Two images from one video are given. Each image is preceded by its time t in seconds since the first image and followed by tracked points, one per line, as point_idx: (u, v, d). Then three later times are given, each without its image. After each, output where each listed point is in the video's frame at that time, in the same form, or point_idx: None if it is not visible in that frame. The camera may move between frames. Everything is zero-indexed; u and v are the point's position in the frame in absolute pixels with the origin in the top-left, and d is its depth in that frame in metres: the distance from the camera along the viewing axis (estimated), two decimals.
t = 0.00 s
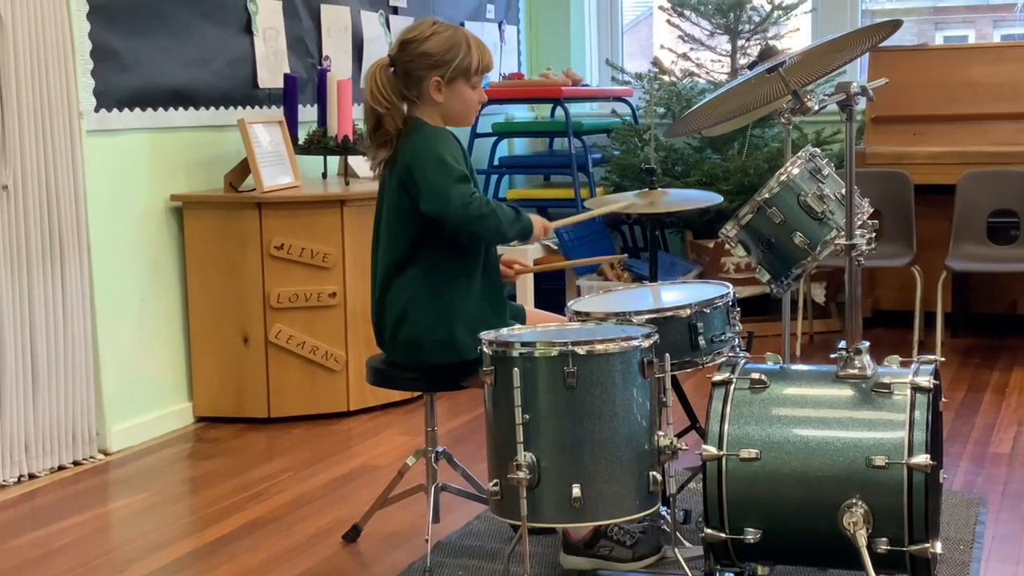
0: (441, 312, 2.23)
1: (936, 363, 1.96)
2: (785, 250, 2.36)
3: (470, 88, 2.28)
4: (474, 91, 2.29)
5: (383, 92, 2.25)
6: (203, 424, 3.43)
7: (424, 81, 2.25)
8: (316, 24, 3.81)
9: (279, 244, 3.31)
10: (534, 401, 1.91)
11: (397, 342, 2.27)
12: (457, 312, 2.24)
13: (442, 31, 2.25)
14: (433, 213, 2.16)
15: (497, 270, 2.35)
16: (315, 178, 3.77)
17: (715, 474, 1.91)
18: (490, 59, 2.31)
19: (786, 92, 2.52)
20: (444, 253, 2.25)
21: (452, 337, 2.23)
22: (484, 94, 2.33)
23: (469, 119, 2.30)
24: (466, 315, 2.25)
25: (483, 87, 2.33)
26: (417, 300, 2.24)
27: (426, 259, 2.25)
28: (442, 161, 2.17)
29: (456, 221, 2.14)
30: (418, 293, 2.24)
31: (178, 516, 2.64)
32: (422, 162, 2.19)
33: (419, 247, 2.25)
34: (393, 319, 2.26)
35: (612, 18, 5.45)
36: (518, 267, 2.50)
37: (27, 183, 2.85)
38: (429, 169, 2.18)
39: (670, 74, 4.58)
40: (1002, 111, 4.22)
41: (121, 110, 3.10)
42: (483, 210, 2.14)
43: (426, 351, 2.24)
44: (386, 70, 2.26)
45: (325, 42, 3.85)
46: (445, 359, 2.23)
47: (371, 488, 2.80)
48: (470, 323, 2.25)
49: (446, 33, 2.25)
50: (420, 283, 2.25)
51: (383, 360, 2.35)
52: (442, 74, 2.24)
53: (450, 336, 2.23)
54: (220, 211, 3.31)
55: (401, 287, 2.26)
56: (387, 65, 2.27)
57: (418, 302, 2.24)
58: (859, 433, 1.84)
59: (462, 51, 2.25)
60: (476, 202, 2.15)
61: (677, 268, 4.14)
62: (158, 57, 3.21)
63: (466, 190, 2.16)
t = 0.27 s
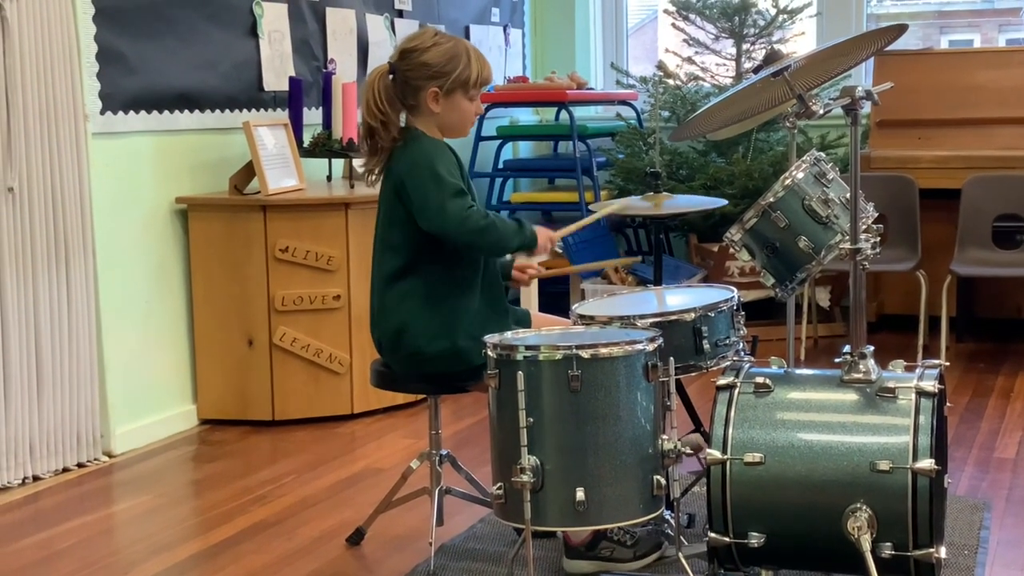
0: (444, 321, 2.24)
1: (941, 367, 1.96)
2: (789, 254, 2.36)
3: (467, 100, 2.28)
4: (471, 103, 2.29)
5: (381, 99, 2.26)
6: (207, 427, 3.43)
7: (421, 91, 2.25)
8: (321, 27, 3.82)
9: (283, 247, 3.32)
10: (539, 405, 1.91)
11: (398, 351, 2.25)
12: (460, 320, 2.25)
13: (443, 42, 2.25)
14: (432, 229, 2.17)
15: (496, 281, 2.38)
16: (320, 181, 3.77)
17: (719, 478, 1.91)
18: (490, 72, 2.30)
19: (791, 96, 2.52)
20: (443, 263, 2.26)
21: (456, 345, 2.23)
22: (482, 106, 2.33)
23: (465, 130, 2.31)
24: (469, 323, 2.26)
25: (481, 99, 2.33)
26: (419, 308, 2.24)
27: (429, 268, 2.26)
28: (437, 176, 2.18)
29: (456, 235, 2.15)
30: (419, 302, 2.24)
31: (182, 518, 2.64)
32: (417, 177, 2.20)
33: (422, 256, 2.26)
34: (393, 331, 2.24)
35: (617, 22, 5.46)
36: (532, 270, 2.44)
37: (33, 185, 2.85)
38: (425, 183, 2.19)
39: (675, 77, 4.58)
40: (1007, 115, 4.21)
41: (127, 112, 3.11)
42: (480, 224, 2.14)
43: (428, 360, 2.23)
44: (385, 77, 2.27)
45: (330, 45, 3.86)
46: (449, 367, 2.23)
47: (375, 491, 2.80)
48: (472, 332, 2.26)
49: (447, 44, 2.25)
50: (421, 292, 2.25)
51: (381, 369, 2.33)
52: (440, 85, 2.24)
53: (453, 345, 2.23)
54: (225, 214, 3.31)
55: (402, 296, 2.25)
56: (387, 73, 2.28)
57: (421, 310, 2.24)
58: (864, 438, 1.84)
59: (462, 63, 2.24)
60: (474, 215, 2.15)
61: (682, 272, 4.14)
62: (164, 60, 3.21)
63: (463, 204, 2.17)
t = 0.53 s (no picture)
0: (447, 320, 2.24)
1: (943, 371, 1.96)
2: (792, 258, 2.36)
3: (468, 100, 2.28)
4: (471, 102, 2.29)
5: (381, 104, 2.27)
6: (210, 428, 3.44)
7: (421, 93, 2.26)
8: (325, 29, 3.82)
9: (287, 249, 3.32)
10: (542, 407, 1.91)
11: (401, 351, 2.26)
12: (463, 320, 2.25)
13: (440, 43, 2.25)
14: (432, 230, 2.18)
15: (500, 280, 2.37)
16: (324, 183, 3.78)
17: (722, 481, 1.91)
18: (489, 71, 2.30)
19: (795, 99, 2.52)
20: (446, 262, 2.26)
21: (459, 345, 2.23)
22: (483, 105, 2.34)
23: (467, 130, 2.31)
24: (472, 323, 2.26)
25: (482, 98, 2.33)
26: (421, 308, 2.24)
27: (431, 268, 2.26)
28: (437, 177, 2.19)
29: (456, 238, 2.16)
30: (422, 302, 2.24)
31: (185, 519, 2.65)
32: (418, 178, 2.20)
33: (424, 256, 2.26)
34: (396, 331, 2.25)
35: (621, 24, 5.46)
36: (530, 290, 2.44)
37: (37, 187, 2.86)
38: (425, 185, 2.19)
39: (678, 80, 4.58)
40: (1011, 119, 4.21)
41: (131, 114, 3.11)
42: (481, 227, 2.15)
43: (431, 361, 2.24)
44: (384, 81, 2.27)
45: (334, 47, 3.86)
46: (452, 367, 2.24)
47: (377, 493, 2.80)
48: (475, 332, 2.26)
49: (444, 45, 2.26)
50: (424, 292, 2.25)
51: (384, 369, 2.34)
52: (440, 87, 2.24)
53: (456, 345, 2.23)
54: (228, 216, 3.32)
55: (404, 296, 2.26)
56: (386, 76, 2.28)
57: (423, 310, 2.24)
58: (866, 441, 1.84)
59: (460, 63, 2.25)
60: (475, 217, 2.16)
61: (684, 274, 4.14)
62: (168, 62, 3.22)
63: (463, 206, 2.17)
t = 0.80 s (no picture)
0: (445, 322, 2.24)
1: (943, 373, 1.96)
2: (792, 259, 2.36)
3: (470, 102, 2.29)
4: (474, 104, 2.29)
5: (382, 106, 2.27)
6: (210, 429, 3.44)
7: (423, 95, 2.26)
8: (326, 30, 3.83)
9: (287, 250, 3.32)
10: (542, 408, 1.91)
11: (399, 354, 2.25)
12: (461, 322, 2.25)
13: (442, 44, 2.25)
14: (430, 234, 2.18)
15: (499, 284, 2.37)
16: (324, 183, 3.78)
17: (722, 482, 1.91)
18: (491, 73, 2.31)
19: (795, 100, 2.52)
20: (444, 265, 2.26)
21: (456, 347, 2.23)
22: (484, 107, 2.34)
23: (469, 131, 2.31)
24: (470, 326, 2.26)
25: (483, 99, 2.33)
26: (419, 310, 2.24)
27: (429, 270, 2.26)
28: (435, 181, 2.18)
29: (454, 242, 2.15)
30: (420, 305, 2.25)
31: (185, 519, 2.65)
32: (417, 182, 2.20)
33: (422, 259, 2.26)
34: (394, 333, 2.25)
35: (621, 26, 5.46)
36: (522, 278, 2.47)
37: (37, 187, 2.86)
38: (424, 189, 2.19)
39: (679, 81, 4.58)
40: (1012, 121, 4.21)
41: (131, 114, 3.12)
42: (477, 232, 2.15)
43: (429, 363, 2.23)
44: (386, 83, 2.27)
45: (335, 48, 3.87)
46: (450, 369, 2.23)
47: (377, 494, 2.80)
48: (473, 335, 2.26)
49: (446, 46, 2.26)
50: (422, 294, 2.25)
51: (384, 372, 2.33)
52: (441, 89, 2.25)
53: (453, 347, 2.23)
54: (229, 216, 3.32)
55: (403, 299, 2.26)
56: (388, 78, 2.28)
57: (421, 313, 2.24)
58: (866, 443, 1.84)
59: (462, 65, 2.25)
60: (472, 221, 2.15)
61: (685, 276, 4.14)
62: (169, 62, 3.22)
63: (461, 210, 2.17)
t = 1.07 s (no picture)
0: (446, 321, 2.24)
1: (943, 375, 1.96)
2: (792, 260, 2.36)
3: (475, 98, 2.28)
4: (479, 101, 2.29)
5: (389, 103, 2.28)
6: (209, 429, 3.44)
7: (428, 91, 2.26)
8: (326, 31, 3.83)
9: (287, 251, 3.32)
10: (541, 409, 1.91)
11: (401, 353, 2.26)
12: (462, 322, 2.24)
13: (447, 40, 2.26)
14: (444, 229, 2.18)
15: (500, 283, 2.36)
16: (324, 184, 3.78)
17: (721, 483, 1.91)
18: (496, 70, 2.31)
19: (795, 102, 2.52)
20: (444, 265, 2.26)
21: (457, 347, 2.23)
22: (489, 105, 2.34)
23: (473, 128, 2.31)
24: (470, 327, 2.26)
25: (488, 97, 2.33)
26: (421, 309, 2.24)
27: (432, 269, 2.26)
28: (446, 176, 2.19)
29: (469, 234, 2.16)
30: (421, 304, 2.25)
31: (184, 521, 2.65)
32: (428, 179, 2.20)
33: (424, 259, 2.26)
34: (396, 332, 2.26)
35: (621, 27, 5.46)
36: (523, 274, 2.53)
37: (37, 188, 2.86)
38: (435, 186, 2.19)
39: (679, 82, 4.58)
40: (1011, 122, 4.21)
41: (131, 115, 3.12)
42: (492, 226, 2.15)
43: (430, 363, 2.23)
44: (391, 80, 2.28)
45: (334, 49, 3.87)
46: (451, 369, 2.23)
47: (377, 495, 2.80)
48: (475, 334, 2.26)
49: (451, 43, 2.26)
50: (423, 294, 2.26)
51: (385, 372, 2.34)
52: (447, 84, 2.25)
53: (455, 347, 2.23)
54: (228, 217, 3.32)
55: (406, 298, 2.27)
56: (393, 75, 2.29)
57: (423, 312, 2.24)
58: (865, 444, 1.84)
59: (467, 61, 2.25)
60: (487, 213, 2.16)
61: (684, 277, 4.14)
62: (169, 63, 3.22)
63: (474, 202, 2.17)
